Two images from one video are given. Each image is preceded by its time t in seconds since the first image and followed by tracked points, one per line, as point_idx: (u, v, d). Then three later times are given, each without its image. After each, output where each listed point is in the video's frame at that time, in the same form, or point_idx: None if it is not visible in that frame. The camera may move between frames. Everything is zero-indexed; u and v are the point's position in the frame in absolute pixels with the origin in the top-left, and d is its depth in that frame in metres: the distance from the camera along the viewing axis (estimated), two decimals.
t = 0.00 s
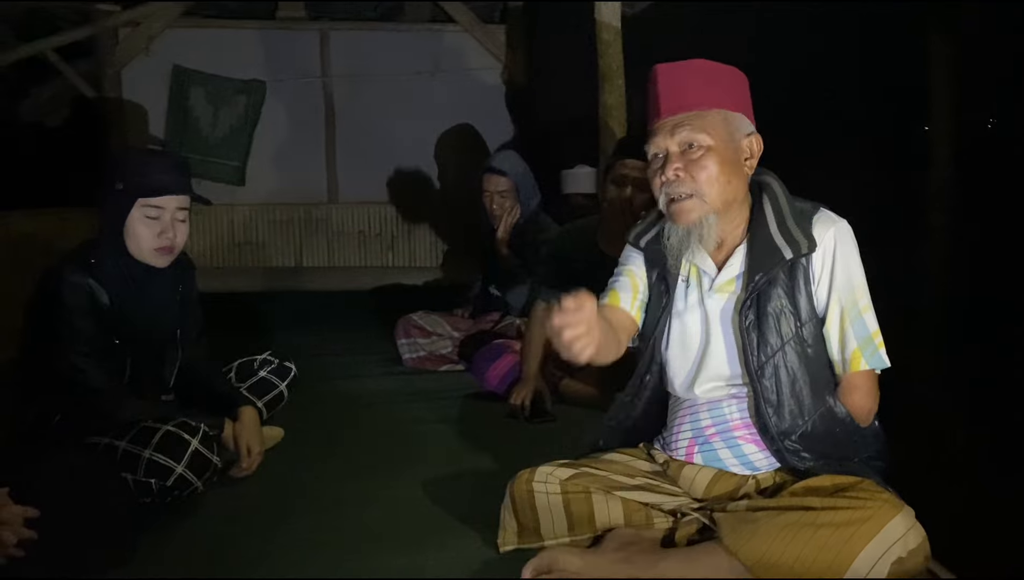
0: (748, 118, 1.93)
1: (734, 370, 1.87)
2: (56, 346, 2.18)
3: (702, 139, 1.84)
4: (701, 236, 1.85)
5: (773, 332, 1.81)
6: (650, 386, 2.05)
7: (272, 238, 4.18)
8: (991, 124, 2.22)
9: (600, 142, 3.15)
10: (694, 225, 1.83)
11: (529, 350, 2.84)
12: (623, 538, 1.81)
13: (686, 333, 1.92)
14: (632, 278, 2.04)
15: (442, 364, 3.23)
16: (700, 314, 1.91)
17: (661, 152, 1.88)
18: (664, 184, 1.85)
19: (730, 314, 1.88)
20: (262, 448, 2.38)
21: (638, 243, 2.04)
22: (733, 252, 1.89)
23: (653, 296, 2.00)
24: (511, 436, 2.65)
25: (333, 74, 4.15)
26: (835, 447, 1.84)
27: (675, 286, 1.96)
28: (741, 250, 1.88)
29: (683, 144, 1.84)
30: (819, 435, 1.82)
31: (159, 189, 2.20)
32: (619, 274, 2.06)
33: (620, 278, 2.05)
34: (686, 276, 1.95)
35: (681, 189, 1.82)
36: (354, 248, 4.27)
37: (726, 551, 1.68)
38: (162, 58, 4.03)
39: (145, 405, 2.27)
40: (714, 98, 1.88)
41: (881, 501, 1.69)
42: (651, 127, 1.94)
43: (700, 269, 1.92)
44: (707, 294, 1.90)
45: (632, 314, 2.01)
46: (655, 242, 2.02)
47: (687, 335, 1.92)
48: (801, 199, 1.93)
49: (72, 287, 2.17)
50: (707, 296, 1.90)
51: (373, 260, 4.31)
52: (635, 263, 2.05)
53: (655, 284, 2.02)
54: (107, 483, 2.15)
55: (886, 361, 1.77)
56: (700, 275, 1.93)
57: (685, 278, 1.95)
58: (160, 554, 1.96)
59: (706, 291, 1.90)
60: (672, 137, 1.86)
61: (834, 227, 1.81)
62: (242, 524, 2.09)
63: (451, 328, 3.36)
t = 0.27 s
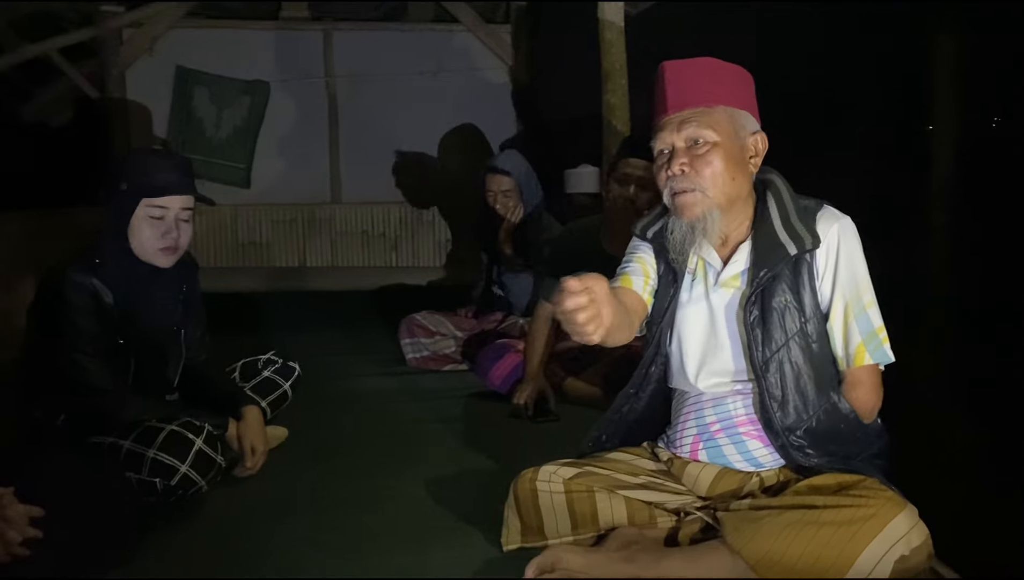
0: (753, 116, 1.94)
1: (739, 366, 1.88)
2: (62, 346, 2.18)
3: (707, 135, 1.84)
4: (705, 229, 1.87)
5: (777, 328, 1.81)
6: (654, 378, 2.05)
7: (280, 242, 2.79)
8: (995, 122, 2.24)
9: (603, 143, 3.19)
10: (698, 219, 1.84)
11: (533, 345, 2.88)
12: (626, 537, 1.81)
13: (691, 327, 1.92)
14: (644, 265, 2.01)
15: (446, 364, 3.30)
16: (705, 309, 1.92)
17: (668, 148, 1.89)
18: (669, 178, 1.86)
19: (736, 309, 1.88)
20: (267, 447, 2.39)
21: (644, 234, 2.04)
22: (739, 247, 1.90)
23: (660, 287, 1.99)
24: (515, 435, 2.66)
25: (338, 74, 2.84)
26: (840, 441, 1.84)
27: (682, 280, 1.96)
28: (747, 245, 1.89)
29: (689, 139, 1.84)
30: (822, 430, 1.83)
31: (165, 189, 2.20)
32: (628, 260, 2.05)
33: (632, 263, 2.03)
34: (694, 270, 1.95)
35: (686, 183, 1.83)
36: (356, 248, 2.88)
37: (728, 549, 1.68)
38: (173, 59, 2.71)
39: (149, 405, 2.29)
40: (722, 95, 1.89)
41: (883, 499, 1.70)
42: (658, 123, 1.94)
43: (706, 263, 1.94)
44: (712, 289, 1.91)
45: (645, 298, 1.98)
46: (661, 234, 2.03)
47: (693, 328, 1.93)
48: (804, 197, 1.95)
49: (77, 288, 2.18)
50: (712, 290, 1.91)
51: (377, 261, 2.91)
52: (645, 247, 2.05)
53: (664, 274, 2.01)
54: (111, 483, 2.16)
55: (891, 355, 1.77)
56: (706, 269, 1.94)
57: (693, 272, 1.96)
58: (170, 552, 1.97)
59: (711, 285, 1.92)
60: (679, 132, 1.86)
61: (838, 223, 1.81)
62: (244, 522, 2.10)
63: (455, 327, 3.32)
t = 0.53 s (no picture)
0: (762, 116, 1.94)
1: (750, 363, 1.89)
2: (69, 346, 2.19)
3: (715, 135, 1.85)
4: (714, 229, 1.85)
5: (788, 325, 1.82)
6: (664, 375, 2.05)
7: (285, 242, 3.22)
8: (1004, 122, 2.19)
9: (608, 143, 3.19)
10: (707, 220, 1.83)
11: (539, 347, 2.83)
12: (632, 535, 1.82)
13: (699, 324, 1.93)
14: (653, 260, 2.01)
15: (451, 364, 3.29)
16: (715, 305, 1.93)
17: (676, 148, 1.89)
18: (677, 177, 1.85)
19: (747, 306, 1.90)
20: (274, 447, 2.39)
21: (652, 231, 2.04)
22: (749, 244, 1.91)
23: (668, 287, 1.98)
24: (520, 434, 2.67)
25: (343, 76, 3.20)
26: (849, 437, 1.85)
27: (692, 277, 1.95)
28: (756, 243, 1.90)
29: (698, 140, 1.85)
30: (831, 427, 1.84)
31: (172, 190, 2.20)
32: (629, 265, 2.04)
33: (642, 257, 2.02)
34: (705, 267, 1.96)
35: (694, 183, 1.83)
36: (363, 249, 3.47)
37: (732, 546, 1.69)
38: (175, 61, 3.01)
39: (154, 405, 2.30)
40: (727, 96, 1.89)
41: (888, 497, 1.70)
42: (666, 123, 1.94)
43: (715, 259, 1.94)
44: (722, 286, 1.92)
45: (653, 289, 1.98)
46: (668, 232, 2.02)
47: (701, 325, 1.93)
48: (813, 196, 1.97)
49: (86, 288, 2.19)
50: (722, 287, 1.92)
51: (383, 262, 3.56)
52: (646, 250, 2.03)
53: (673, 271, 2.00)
54: (118, 482, 2.18)
55: (900, 353, 1.80)
56: (715, 266, 1.94)
57: (704, 269, 1.96)
58: (175, 550, 1.98)
59: (721, 282, 1.92)
60: (686, 132, 1.87)
61: (847, 221, 1.84)
62: (250, 522, 2.11)
63: (460, 327, 3.39)
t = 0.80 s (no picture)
0: (786, 119, 1.93)
1: (762, 364, 1.88)
2: (87, 345, 2.21)
3: (739, 141, 1.85)
4: (729, 234, 1.88)
5: (801, 328, 1.83)
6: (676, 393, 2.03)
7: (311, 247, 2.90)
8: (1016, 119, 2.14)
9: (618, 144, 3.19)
10: (724, 225, 1.86)
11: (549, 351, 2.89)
12: (642, 533, 1.83)
13: (715, 328, 1.93)
14: (654, 306, 2.02)
15: (460, 364, 3.32)
16: (728, 311, 1.92)
17: (697, 150, 1.89)
18: (698, 182, 1.87)
19: (762, 311, 1.88)
20: (286, 445, 2.42)
21: (664, 247, 2.01)
22: (765, 248, 1.90)
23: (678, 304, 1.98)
24: (529, 433, 2.68)
25: (353, 78, 3.41)
26: (859, 442, 1.85)
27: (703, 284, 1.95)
28: (773, 245, 1.89)
29: (722, 145, 1.85)
30: (841, 431, 1.83)
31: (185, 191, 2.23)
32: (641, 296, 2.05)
33: (643, 305, 2.03)
34: (712, 275, 1.95)
35: (714, 189, 1.84)
36: (373, 249, 3.41)
37: (741, 545, 1.70)
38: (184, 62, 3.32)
39: (168, 403, 2.32)
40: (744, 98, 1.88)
41: (894, 496, 1.70)
42: (690, 123, 1.94)
43: (727, 269, 1.93)
44: (736, 291, 1.91)
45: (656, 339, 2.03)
46: (682, 246, 2.00)
47: (715, 326, 1.93)
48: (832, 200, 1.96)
49: (99, 287, 2.21)
50: (736, 292, 1.91)
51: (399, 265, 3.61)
52: (658, 273, 2.04)
53: (680, 289, 2.00)
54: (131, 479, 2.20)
55: (914, 360, 1.79)
56: (726, 275, 1.93)
57: (711, 278, 1.95)
58: (185, 546, 2.00)
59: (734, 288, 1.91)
60: (709, 137, 1.86)
61: (865, 227, 1.83)
62: (258, 520, 2.12)
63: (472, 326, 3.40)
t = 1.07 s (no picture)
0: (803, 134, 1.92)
1: (758, 367, 1.89)
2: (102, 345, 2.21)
3: (755, 157, 1.82)
4: (734, 244, 1.86)
5: (798, 336, 1.82)
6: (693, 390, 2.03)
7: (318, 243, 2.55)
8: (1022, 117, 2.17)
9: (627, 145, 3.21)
10: (730, 236, 1.85)
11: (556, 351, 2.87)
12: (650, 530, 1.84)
13: (714, 333, 1.94)
14: (666, 317, 2.02)
15: (471, 364, 3.28)
16: (727, 316, 1.92)
17: (711, 159, 1.87)
18: (709, 193, 1.85)
19: (758, 315, 1.88)
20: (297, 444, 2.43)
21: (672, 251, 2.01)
22: (767, 254, 1.89)
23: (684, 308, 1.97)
24: (536, 432, 2.70)
25: (364, 81, 4.03)
26: (857, 448, 1.83)
27: (704, 290, 1.94)
28: (773, 253, 1.88)
29: (737, 158, 1.82)
30: (838, 438, 1.82)
31: (194, 192, 2.23)
32: (654, 310, 2.04)
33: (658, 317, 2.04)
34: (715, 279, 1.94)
35: (724, 201, 1.83)
36: (385, 248, 4.15)
37: (749, 543, 1.71)
38: (196, 64, 3.94)
39: (180, 402, 2.35)
40: (759, 106, 1.86)
41: (901, 495, 1.72)
42: (707, 130, 1.91)
43: (728, 273, 1.92)
44: (737, 295, 1.91)
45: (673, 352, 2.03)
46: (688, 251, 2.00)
47: (715, 331, 1.94)
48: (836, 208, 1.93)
49: (115, 286, 2.21)
50: (736, 297, 1.91)
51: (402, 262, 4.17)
52: (668, 284, 2.04)
53: (684, 297, 2.00)
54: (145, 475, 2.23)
55: (906, 374, 1.79)
56: (728, 279, 1.92)
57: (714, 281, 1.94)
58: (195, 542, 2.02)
59: (735, 292, 1.91)
60: (726, 149, 1.84)
61: (867, 237, 1.81)
62: (269, 517, 2.15)
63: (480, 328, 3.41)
